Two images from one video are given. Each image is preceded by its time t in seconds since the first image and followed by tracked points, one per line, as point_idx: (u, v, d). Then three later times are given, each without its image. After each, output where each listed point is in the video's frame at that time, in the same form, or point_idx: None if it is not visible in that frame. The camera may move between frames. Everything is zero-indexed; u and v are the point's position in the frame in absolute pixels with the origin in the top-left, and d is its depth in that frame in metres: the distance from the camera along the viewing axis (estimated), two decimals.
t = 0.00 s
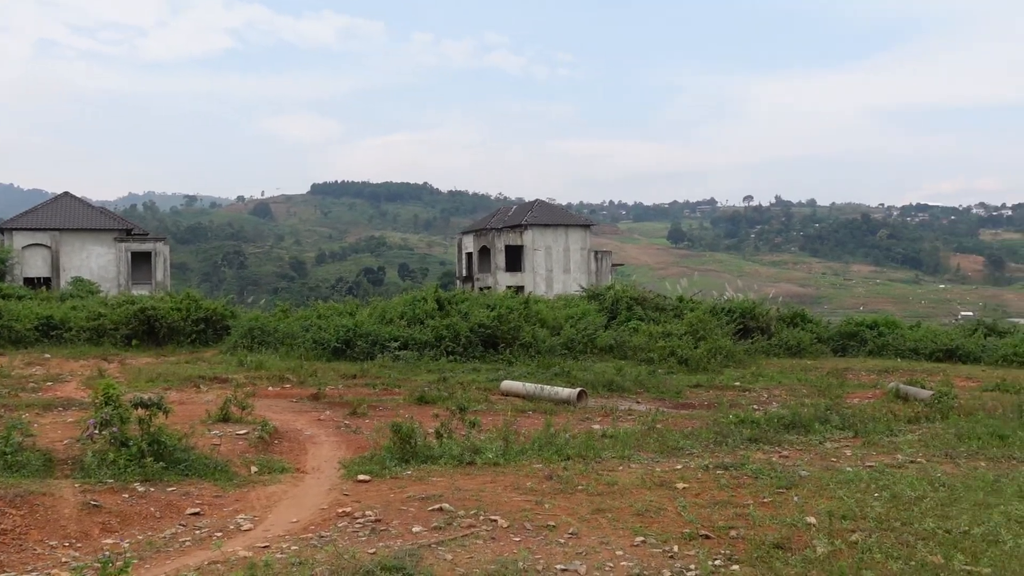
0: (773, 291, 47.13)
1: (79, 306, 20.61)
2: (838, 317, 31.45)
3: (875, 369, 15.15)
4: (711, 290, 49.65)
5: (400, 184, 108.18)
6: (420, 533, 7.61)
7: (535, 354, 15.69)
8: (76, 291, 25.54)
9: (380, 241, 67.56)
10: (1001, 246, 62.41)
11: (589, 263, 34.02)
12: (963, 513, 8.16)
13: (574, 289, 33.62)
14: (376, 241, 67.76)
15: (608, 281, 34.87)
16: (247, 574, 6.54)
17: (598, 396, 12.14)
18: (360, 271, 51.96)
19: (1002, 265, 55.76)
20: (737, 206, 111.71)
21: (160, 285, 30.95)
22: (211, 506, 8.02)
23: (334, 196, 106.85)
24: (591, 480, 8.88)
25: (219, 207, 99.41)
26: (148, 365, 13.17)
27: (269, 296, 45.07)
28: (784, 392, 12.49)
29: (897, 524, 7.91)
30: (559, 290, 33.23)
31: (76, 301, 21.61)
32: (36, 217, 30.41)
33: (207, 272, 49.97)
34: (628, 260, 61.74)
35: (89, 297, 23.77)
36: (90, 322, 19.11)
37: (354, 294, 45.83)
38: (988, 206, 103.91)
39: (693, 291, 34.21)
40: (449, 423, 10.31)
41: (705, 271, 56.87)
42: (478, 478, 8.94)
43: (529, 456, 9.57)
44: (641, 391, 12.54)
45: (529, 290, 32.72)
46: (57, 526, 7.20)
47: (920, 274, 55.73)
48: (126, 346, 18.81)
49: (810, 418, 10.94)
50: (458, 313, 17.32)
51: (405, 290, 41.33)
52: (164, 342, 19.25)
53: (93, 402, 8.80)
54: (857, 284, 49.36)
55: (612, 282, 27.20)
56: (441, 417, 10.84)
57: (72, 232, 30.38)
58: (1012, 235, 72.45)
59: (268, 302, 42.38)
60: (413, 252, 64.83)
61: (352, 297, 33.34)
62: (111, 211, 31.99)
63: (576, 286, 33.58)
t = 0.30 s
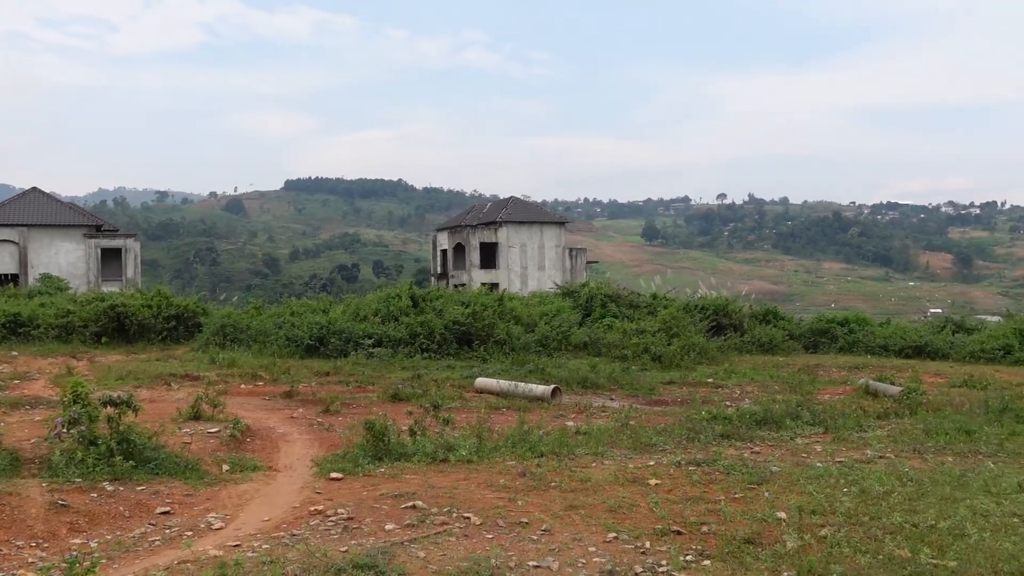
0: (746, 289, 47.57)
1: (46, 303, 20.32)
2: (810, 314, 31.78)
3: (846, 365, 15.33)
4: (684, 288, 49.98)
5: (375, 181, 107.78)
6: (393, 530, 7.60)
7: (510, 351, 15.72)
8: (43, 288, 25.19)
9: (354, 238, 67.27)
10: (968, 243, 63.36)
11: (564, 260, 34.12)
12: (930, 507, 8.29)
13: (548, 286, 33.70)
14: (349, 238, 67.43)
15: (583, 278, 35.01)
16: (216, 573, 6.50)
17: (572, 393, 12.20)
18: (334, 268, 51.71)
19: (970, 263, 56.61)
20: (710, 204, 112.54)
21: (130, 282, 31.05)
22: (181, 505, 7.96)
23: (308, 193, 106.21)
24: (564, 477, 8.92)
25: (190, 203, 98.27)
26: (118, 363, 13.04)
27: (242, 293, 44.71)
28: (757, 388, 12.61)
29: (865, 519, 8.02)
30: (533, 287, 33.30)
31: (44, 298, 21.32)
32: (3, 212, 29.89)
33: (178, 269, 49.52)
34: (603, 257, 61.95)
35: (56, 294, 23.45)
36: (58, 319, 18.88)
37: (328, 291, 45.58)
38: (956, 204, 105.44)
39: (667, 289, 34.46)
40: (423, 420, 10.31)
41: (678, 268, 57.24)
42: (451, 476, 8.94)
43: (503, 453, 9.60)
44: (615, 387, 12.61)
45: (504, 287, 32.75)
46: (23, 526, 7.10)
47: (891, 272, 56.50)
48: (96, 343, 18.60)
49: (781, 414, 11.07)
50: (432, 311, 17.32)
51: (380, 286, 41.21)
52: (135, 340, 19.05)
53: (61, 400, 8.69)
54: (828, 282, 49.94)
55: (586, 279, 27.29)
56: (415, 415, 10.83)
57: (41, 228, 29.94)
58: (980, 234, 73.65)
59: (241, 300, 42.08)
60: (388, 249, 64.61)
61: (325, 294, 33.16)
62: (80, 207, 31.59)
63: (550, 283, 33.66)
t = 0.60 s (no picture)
0: (723, 287, 47.90)
1: (19, 303, 20.09)
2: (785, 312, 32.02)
3: (821, 362, 15.48)
4: (662, 286, 50.22)
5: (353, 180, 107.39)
6: (370, 530, 7.59)
7: (488, 349, 15.73)
8: (16, 288, 24.91)
9: (332, 236, 67.00)
10: (942, 242, 64.07)
11: (542, 259, 34.17)
12: (902, 503, 8.40)
13: (526, 284, 33.74)
14: (327, 236, 67.15)
15: (561, 277, 35.10)
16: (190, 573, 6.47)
17: (551, 391, 12.24)
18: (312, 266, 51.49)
19: (944, 261, 57.34)
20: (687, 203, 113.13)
21: (104, 280, 30.96)
22: (155, 506, 7.91)
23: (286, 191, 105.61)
24: (541, 475, 8.95)
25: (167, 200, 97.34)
26: (92, 362, 12.93)
27: (219, 291, 44.41)
28: (733, 386, 12.70)
29: (838, 515, 8.11)
30: (511, 285, 33.31)
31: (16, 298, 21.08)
32: None
33: (153, 269, 49.17)
34: (582, 256, 62.10)
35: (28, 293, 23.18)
36: (31, 319, 18.71)
37: (306, 289, 45.36)
38: (930, 204, 106.54)
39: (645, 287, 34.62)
40: (400, 419, 10.32)
41: (655, 266, 57.49)
42: (429, 475, 8.95)
43: (480, 451, 9.62)
44: (593, 386, 12.66)
45: (482, 285, 32.74)
46: None
47: (866, 270, 57.07)
48: (69, 343, 18.43)
49: (757, 412, 11.16)
50: (410, 309, 17.32)
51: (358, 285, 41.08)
52: (109, 339, 18.90)
53: (33, 400, 8.62)
54: (805, 280, 50.38)
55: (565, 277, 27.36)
56: (392, 413, 10.83)
57: (14, 226, 29.56)
58: (954, 233, 74.59)
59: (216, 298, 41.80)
60: (366, 248, 64.42)
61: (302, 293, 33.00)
62: (52, 205, 31.24)
63: (529, 282, 33.70)
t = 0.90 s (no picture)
0: (705, 288, 48.17)
1: None
2: (766, 313, 32.22)
3: (801, 363, 15.60)
4: (644, 287, 50.44)
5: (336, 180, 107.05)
6: (351, 531, 7.58)
7: (470, 350, 15.75)
8: None
9: (314, 236, 66.76)
10: (921, 243, 64.71)
11: (524, 259, 34.21)
12: (881, 502, 8.47)
13: (509, 285, 33.77)
14: (309, 236, 66.89)
15: (543, 277, 35.17)
16: (169, 575, 6.43)
17: (533, 392, 12.27)
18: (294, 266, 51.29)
19: (923, 262, 57.92)
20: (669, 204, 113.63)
21: (83, 280, 30.68)
22: (134, 508, 7.86)
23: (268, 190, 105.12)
24: (523, 476, 8.97)
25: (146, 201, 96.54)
26: (71, 363, 12.83)
27: (200, 292, 44.14)
28: (714, 386, 12.77)
29: (817, 514, 8.17)
30: (494, 286, 33.33)
31: None
32: None
33: (133, 269, 48.80)
34: (565, 257, 62.19)
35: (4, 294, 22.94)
36: (8, 319, 18.53)
37: (288, 290, 45.17)
38: (910, 206, 107.59)
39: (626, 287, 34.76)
40: (382, 420, 10.32)
41: (638, 267, 57.70)
42: (410, 475, 8.95)
43: (462, 452, 9.64)
44: (574, 386, 12.70)
45: (464, 286, 32.73)
46: None
47: (846, 271, 57.52)
48: (47, 344, 18.27)
49: (738, 412, 11.25)
50: (392, 310, 17.31)
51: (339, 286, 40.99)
52: (88, 340, 18.75)
53: (10, 402, 8.54)
54: (786, 280, 50.77)
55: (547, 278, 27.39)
56: (374, 414, 10.83)
57: None
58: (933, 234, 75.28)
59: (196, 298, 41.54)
60: (348, 248, 64.22)
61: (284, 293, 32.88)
62: (31, 204, 30.93)
63: (511, 282, 33.73)
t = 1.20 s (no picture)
0: (689, 291, 48.36)
1: None
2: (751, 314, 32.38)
3: (785, 365, 15.70)
4: (629, 289, 50.61)
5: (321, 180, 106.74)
6: (334, 533, 7.56)
7: (455, 352, 15.75)
8: None
9: (299, 237, 66.51)
10: (904, 246, 65.25)
11: (510, 261, 34.22)
12: (863, 504, 8.53)
13: (494, 286, 33.78)
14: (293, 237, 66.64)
15: (529, 279, 35.20)
16: None
17: (518, 394, 12.29)
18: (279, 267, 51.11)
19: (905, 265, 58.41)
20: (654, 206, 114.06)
21: (65, 281, 30.43)
22: (116, 511, 7.82)
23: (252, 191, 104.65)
24: (508, 477, 8.98)
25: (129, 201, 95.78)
26: (53, 365, 12.74)
27: (183, 293, 43.89)
28: (698, 388, 12.82)
29: (800, 515, 8.22)
30: (479, 287, 33.33)
31: None
32: None
33: (115, 270, 48.44)
34: (550, 259, 62.25)
35: None
36: None
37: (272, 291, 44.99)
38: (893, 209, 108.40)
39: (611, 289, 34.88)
40: (366, 422, 10.32)
41: (623, 269, 57.86)
42: (395, 477, 8.94)
43: (447, 454, 9.64)
44: (560, 388, 12.73)
45: (450, 287, 32.71)
46: None
47: (830, 273, 57.91)
48: (28, 345, 18.13)
49: (722, 414, 11.31)
50: (377, 311, 17.29)
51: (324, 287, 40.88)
52: (69, 342, 18.62)
53: None
54: (769, 283, 51.08)
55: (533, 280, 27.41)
56: (358, 416, 10.82)
57: None
58: (915, 237, 75.91)
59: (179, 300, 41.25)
60: (333, 250, 64.05)
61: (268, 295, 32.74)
62: (12, 204, 30.63)
63: (497, 284, 33.74)
